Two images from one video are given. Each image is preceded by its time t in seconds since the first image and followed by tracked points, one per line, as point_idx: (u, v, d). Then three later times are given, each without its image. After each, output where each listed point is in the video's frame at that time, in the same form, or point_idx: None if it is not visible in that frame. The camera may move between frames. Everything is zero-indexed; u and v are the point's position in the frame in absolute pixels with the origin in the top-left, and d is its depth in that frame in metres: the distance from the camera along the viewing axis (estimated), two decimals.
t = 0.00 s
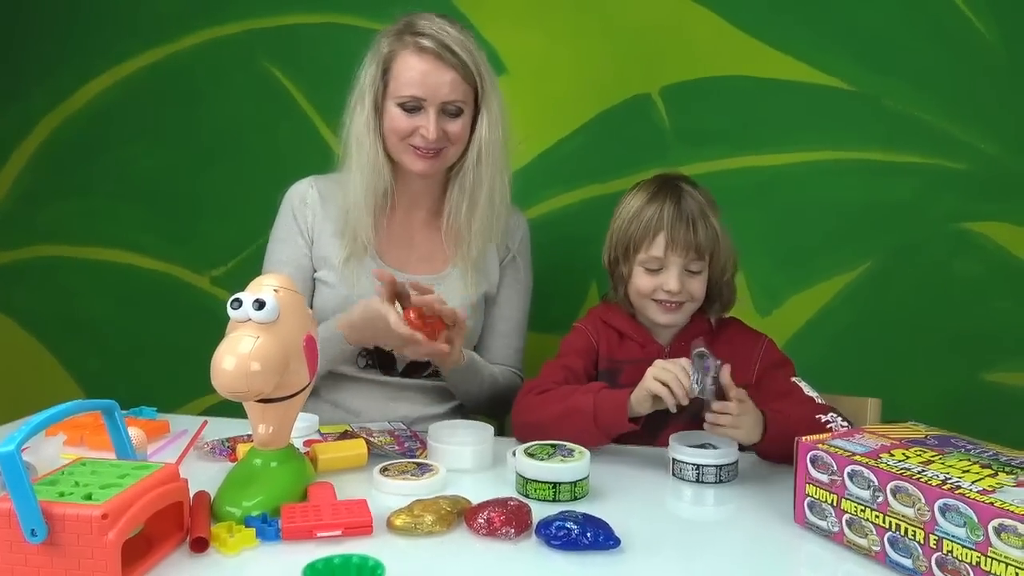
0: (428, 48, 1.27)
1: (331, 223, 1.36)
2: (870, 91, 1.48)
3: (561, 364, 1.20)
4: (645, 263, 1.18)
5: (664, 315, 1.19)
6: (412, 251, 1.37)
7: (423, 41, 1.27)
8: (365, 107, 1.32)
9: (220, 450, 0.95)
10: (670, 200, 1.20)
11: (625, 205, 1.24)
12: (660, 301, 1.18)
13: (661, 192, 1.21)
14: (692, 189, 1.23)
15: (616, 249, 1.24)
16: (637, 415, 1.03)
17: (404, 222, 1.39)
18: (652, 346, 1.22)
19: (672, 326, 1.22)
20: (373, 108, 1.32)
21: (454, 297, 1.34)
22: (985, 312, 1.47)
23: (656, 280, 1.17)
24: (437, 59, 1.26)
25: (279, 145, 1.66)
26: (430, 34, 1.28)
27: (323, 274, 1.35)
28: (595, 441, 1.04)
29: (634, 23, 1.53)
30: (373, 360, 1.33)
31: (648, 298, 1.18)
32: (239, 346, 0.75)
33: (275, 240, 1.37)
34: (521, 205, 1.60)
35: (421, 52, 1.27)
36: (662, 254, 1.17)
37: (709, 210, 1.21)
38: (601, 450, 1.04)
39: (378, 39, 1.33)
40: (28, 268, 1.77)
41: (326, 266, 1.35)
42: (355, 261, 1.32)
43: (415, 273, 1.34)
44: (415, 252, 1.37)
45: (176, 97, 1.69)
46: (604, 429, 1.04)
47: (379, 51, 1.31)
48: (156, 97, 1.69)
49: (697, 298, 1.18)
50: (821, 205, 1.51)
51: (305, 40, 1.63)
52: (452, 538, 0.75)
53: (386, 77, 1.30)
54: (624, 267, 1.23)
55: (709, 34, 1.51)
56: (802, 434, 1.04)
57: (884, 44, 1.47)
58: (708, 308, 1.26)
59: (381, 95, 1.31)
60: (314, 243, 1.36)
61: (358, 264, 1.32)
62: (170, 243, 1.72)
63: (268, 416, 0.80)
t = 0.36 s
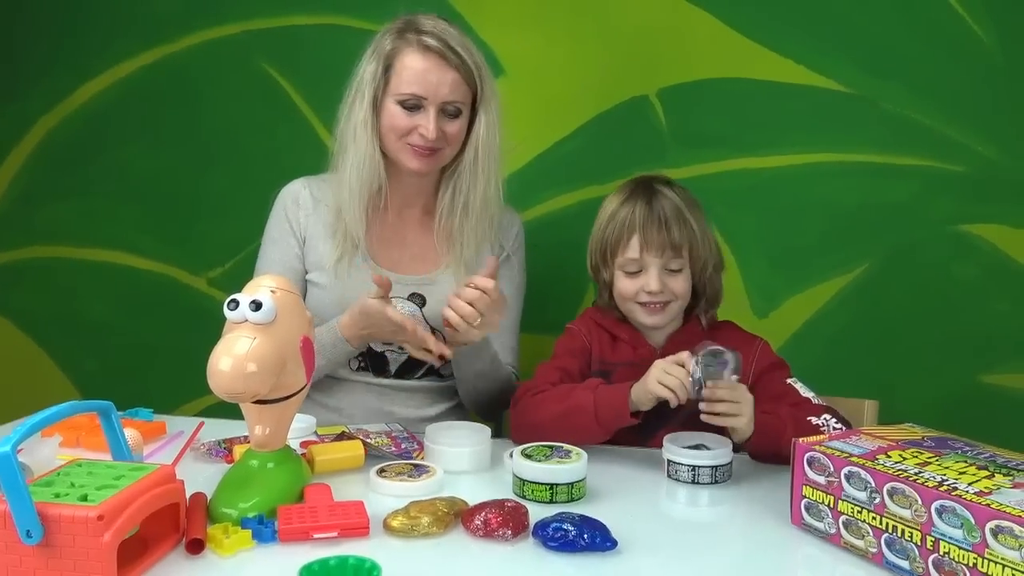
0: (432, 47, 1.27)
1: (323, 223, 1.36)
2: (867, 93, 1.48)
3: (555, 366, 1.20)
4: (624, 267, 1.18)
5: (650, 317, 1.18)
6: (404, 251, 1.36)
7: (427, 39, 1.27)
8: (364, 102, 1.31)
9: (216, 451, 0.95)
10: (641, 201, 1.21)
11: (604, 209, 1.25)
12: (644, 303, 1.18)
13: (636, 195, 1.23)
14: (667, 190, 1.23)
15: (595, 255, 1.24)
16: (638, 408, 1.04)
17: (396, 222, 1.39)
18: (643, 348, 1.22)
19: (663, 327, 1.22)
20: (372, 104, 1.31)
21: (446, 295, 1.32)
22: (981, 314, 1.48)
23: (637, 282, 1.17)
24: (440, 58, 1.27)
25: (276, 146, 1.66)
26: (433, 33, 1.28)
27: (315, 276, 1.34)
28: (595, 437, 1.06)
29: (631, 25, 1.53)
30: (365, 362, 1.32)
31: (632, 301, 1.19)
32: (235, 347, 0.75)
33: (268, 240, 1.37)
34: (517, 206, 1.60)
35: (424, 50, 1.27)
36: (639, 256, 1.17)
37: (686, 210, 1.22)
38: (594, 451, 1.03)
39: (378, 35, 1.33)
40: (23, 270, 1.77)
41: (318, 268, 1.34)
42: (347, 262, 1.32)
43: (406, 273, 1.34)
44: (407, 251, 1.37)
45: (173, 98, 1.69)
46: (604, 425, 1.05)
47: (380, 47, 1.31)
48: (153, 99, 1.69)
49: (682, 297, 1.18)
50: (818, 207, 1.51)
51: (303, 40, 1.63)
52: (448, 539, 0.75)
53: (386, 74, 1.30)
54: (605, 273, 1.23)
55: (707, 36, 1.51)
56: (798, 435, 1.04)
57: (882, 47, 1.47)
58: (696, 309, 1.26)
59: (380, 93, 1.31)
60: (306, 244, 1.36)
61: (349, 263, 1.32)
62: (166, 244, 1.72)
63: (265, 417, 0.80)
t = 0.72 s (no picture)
0: (438, 50, 1.27)
1: (325, 223, 1.36)
2: (865, 93, 1.48)
3: (553, 367, 1.20)
4: (628, 269, 1.17)
5: (654, 319, 1.18)
6: (406, 252, 1.37)
7: (432, 42, 1.27)
8: (369, 102, 1.31)
9: (214, 451, 0.95)
10: (646, 203, 1.20)
11: (605, 209, 1.24)
12: (648, 306, 1.18)
13: (638, 196, 1.22)
14: (667, 189, 1.23)
15: (597, 257, 1.23)
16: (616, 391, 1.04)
17: (399, 223, 1.39)
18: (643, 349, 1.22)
19: (663, 328, 1.22)
20: (377, 104, 1.31)
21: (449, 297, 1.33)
22: (978, 315, 1.48)
23: (642, 285, 1.17)
24: (446, 61, 1.27)
25: (274, 146, 1.66)
26: (438, 36, 1.28)
27: (316, 276, 1.34)
28: (584, 426, 1.07)
29: (629, 25, 1.53)
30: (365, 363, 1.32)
31: (636, 304, 1.18)
32: (234, 347, 0.75)
33: (269, 239, 1.37)
34: (516, 206, 1.60)
35: (429, 54, 1.27)
36: (645, 259, 1.16)
37: (687, 210, 1.21)
38: (590, 451, 1.03)
39: (383, 36, 1.33)
40: (21, 270, 1.77)
41: (319, 267, 1.34)
42: (348, 262, 1.32)
43: (408, 275, 1.34)
44: (409, 253, 1.37)
45: (171, 98, 1.68)
46: (587, 413, 1.05)
47: (385, 48, 1.30)
48: (151, 98, 1.69)
49: (684, 299, 1.18)
50: (816, 208, 1.51)
51: (301, 40, 1.63)
52: (447, 539, 0.75)
53: (391, 75, 1.29)
54: (608, 275, 1.22)
55: (706, 37, 1.51)
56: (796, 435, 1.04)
57: (880, 47, 1.47)
58: (695, 309, 1.25)
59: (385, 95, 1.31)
60: (309, 243, 1.36)
61: (349, 263, 1.32)
62: (164, 243, 1.71)
63: (263, 417, 0.80)
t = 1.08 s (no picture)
0: (437, 55, 1.26)
1: (333, 223, 1.35)
2: (863, 94, 1.48)
3: (551, 366, 1.20)
4: (634, 270, 1.17)
5: (657, 323, 1.17)
6: (412, 254, 1.37)
7: (432, 47, 1.27)
8: (370, 109, 1.31)
9: (212, 452, 0.94)
10: (653, 205, 1.20)
11: (610, 210, 1.24)
12: (653, 309, 1.17)
13: (645, 197, 1.22)
14: (673, 191, 1.23)
15: (602, 258, 1.23)
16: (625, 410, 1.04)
17: (405, 224, 1.39)
18: (642, 349, 1.22)
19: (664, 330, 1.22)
20: (379, 110, 1.31)
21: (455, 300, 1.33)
22: (976, 314, 1.48)
23: (647, 287, 1.16)
24: (445, 65, 1.26)
25: (272, 146, 1.65)
26: (439, 41, 1.28)
27: (324, 275, 1.34)
28: (587, 439, 1.06)
29: (628, 26, 1.53)
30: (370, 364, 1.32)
31: (641, 306, 1.18)
32: (231, 348, 0.75)
33: (274, 237, 1.36)
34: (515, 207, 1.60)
35: (429, 58, 1.26)
36: (651, 260, 1.16)
37: (693, 211, 1.22)
38: (590, 451, 1.03)
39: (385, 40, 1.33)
40: (18, 272, 1.77)
41: (327, 267, 1.34)
42: (357, 263, 1.31)
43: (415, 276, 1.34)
44: (415, 255, 1.37)
45: (168, 99, 1.68)
46: (592, 426, 1.05)
47: (387, 53, 1.30)
48: (149, 100, 1.69)
49: (687, 302, 1.18)
50: (814, 208, 1.51)
51: (299, 41, 1.62)
52: (445, 540, 0.75)
53: (393, 80, 1.29)
54: (612, 275, 1.22)
55: (704, 37, 1.51)
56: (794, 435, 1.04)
57: (878, 47, 1.47)
58: (696, 309, 1.25)
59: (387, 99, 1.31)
60: (317, 242, 1.36)
61: (357, 263, 1.31)
62: (162, 244, 1.71)
63: (260, 417, 0.79)
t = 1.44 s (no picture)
0: (429, 58, 1.26)
1: (334, 222, 1.35)
2: (861, 94, 1.48)
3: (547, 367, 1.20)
4: (631, 274, 1.17)
5: (653, 326, 1.18)
6: (412, 253, 1.37)
7: (424, 49, 1.26)
8: (367, 112, 1.31)
9: (209, 452, 0.94)
10: (652, 207, 1.20)
11: (609, 211, 1.24)
12: (649, 313, 1.17)
13: (644, 199, 1.21)
14: (673, 193, 1.23)
15: (600, 259, 1.23)
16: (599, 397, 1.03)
17: (405, 224, 1.39)
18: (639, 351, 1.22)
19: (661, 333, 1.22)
20: (376, 113, 1.31)
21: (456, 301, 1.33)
22: (974, 315, 1.48)
23: (644, 291, 1.16)
24: (437, 68, 1.25)
25: (270, 146, 1.65)
26: (431, 43, 1.27)
27: (326, 274, 1.35)
28: (571, 431, 1.06)
29: (626, 27, 1.53)
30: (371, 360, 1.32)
31: (638, 310, 1.18)
32: (228, 348, 0.75)
33: (276, 235, 1.36)
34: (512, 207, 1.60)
35: (421, 61, 1.26)
36: (648, 264, 1.16)
37: (691, 213, 1.21)
38: (588, 452, 1.03)
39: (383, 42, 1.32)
40: (14, 271, 1.76)
41: (330, 265, 1.34)
42: (360, 259, 1.32)
43: (416, 276, 1.34)
44: (416, 254, 1.37)
45: (165, 99, 1.68)
46: (575, 418, 1.05)
47: (382, 55, 1.30)
48: (146, 99, 1.69)
49: (684, 306, 1.18)
50: (812, 209, 1.51)
51: (297, 41, 1.62)
52: (442, 540, 0.75)
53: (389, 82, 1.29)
54: (609, 278, 1.22)
55: (701, 37, 1.51)
56: (792, 435, 1.04)
57: (876, 48, 1.47)
58: (694, 311, 1.25)
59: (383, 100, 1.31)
60: (320, 240, 1.36)
61: (358, 262, 1.31)
62: (159, 244, 1.71)
63: (257, 417, 0.79)
